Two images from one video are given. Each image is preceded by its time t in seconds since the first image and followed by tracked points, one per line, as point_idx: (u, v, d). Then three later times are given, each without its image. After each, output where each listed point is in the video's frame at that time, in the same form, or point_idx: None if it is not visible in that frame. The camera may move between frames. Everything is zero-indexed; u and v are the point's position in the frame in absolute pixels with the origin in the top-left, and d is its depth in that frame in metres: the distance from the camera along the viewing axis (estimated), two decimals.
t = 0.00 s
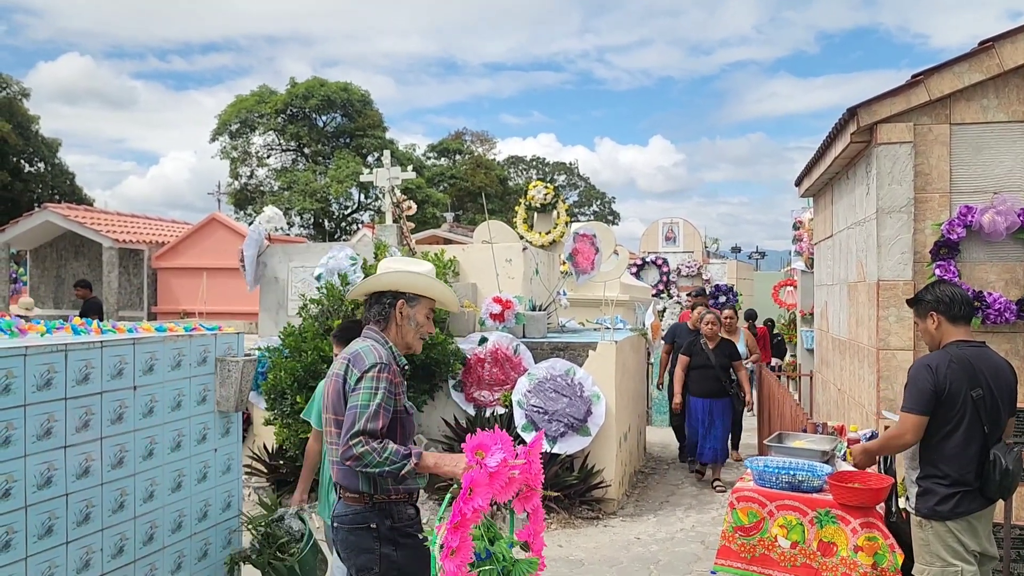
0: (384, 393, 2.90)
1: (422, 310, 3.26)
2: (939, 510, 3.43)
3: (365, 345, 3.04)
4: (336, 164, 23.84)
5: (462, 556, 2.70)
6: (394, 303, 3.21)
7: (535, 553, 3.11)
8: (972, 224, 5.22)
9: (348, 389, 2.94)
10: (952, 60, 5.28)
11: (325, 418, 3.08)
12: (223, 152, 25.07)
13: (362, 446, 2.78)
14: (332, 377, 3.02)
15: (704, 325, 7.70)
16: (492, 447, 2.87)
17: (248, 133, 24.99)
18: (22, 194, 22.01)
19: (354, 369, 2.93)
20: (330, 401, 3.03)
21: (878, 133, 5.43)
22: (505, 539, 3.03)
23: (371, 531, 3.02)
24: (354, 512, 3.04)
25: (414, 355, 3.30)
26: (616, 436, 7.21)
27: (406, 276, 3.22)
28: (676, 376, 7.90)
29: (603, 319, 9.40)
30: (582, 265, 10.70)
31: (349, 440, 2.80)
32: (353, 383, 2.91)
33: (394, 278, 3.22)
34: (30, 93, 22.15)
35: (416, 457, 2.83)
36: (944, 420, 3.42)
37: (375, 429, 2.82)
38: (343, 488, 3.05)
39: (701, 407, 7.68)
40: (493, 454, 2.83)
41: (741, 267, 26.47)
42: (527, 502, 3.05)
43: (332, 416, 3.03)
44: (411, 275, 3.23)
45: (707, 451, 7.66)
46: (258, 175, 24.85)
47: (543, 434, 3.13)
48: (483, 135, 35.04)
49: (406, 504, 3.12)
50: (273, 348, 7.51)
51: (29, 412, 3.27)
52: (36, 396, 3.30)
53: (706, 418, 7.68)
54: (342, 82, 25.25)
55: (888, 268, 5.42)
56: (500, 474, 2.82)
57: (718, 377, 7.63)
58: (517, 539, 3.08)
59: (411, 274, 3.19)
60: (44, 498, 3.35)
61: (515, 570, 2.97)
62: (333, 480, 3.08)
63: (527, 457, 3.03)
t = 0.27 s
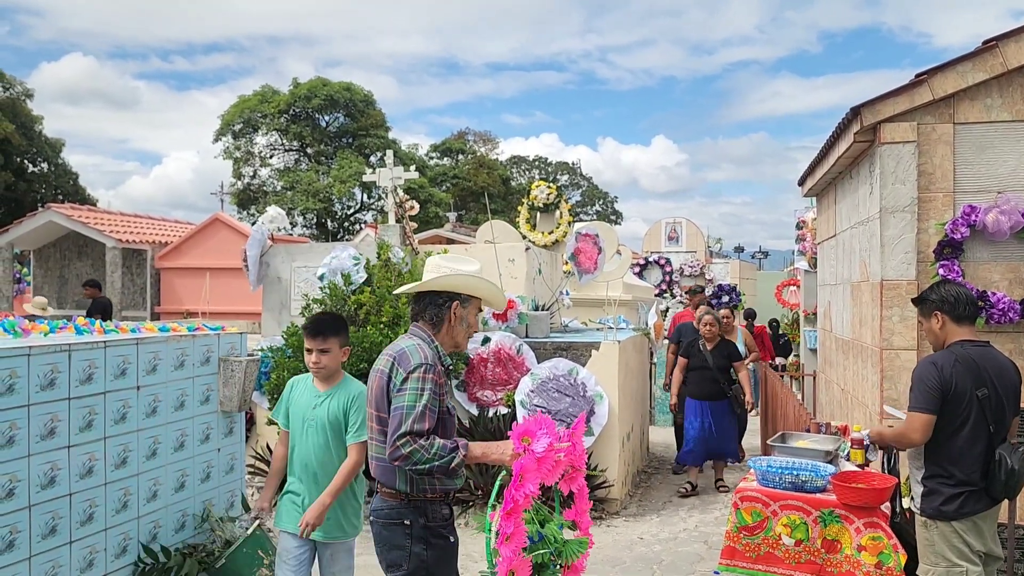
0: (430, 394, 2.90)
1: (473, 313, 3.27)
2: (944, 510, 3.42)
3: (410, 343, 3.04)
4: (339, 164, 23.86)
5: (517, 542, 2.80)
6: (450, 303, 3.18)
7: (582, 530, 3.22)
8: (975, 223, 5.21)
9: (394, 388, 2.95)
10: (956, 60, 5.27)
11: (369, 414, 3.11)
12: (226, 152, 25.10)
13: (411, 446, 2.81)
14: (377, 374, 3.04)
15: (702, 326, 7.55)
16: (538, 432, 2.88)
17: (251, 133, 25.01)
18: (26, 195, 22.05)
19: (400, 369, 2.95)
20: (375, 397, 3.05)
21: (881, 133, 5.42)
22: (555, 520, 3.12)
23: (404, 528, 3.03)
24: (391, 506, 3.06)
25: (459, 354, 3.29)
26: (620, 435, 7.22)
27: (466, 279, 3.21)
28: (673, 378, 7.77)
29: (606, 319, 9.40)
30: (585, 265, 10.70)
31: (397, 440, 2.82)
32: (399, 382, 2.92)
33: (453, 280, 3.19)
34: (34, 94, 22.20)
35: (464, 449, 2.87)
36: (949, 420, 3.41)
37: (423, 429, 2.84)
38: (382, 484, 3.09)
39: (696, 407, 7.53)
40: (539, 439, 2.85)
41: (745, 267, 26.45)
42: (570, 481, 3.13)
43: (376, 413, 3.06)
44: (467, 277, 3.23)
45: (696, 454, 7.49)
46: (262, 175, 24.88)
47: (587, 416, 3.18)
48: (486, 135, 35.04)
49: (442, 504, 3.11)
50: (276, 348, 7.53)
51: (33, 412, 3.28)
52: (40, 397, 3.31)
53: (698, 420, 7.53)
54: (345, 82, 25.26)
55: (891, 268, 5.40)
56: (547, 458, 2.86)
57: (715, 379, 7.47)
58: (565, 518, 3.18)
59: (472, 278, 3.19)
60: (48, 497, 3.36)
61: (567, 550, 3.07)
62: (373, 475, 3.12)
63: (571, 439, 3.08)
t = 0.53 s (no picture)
0: (483, 397, 3.00)
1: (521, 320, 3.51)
2: (948, 509, 3.42)
3: (463, 348, 3.15)
4: (341, 163, 23.86)
5: (575, 529, 3.04)
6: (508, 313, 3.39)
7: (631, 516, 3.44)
8: (977, 222, 5.20)
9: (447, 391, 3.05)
10: (958, 58, 5.26)
11: (420, 416, 3.20)
12: (228, 152, 25.11)
13: (466, 445, 2.90)
14: (430, 376, 3.14)
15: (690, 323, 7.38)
16: (590, 422, 3.11)
17: (253, 132, 25.01)
18: (27, 194, 22.07)
19: (453, 373, 3.05)
20: (427, 400, 3.14)
21: (883, 132, 5.41)
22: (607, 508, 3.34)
23: (450, 526, 3.09)
24: (438, 506, 3.12)
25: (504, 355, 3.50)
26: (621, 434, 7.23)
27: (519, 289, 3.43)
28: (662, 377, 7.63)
29: (608, 318, 9.40)
30: (587, 264, 10.70)
31: (453, 441, 2.91)
32: (453, 386, 3.01)
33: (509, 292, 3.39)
34: (35, 93, 22.21)
35: (518, 444, 2.97)
36: (952, 419, 3.40)
37: (478, 431, 2.93)
38: (430, 484, 3.15)
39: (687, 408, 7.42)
40: (591, 429, 3.10)
41: (746, 266, 26.44)
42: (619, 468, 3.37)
43: (428, 415, 3.15)
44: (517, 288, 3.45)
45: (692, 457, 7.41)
46: (263, 175, 24.88)
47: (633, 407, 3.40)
48: (487, 134, 35.02)
49: (486, 505, 3.17)
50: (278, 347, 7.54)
51: (35, 411, 3.28)
52: (41, 396, 3.31)
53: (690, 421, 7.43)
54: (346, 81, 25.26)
55: (893, 267, 5.40)
56: (599, 446, 3.10)
57: (705, 377, 7.31)
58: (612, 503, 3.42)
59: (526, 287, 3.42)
60: (50, 496, 3.36)
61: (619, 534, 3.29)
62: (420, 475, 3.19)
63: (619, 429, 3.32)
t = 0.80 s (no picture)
0: (538, 387, 2.98)
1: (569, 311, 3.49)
2: (949, 508, 3.42)
3: (516, 341, 3.13)
4: (341, 162, 23.86)
5: (626, 517, 3.12)
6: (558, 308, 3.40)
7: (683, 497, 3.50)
8: (978, 221, 5.19)
9: (502, 381, 3.04)
10: (958, 57, 5.26)
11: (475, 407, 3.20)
12: (228, 151, 25.10)
13: (521, 434, 2.90)
14: (485, 368, 3.13)
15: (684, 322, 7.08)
16: (640, 412, 3.07)
17: (253, 132, 25.02)
18: (28, 194, 22.08)
19: (508, 364, 3.04)
20: (482, 391, 3.13)
21: (883, 130, 5.41)
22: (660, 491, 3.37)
23: (509, 516, 3.09)
24: (496, 496, 3.12)
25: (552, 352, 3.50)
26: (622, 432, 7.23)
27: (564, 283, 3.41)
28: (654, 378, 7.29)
29: (608, 317, 9.40)
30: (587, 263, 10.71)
31: (508, 430, 2.91)
32: (508, 376, 3.01)
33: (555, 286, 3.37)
34: (36, 92, 22.19)
35: (573, 431, 2.94)
36: (954, 418, 3.40)
37: (532, 420, 2.92)
38: (488, 474, 3.14)
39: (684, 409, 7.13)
40: (642, 419, 3.06)
41: (746, 265, 26.43)
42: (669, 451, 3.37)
43: (482, 407, 3.14)
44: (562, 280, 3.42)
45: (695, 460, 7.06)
46: (263, 174, 24.88)
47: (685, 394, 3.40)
48: (488, 133, 35.01)
49: (543, 495, 3.16)
50: (278, 347, 7.55)
51: (36, 410, 3.29)
52: (42, 395, 3.31)
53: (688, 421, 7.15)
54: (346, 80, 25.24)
55: (894, 265, 5.40)
56: (650, 436, 3.08)
57: (700, 378, 6.99)
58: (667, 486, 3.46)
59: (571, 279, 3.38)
60: (51, 495, 3.37)
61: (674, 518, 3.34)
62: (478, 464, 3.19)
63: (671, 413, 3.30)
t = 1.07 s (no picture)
0: (583, 381, 3.04)
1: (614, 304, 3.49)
2: (949, 506, 3.42)
3: (561, 336, 3.20)
4: (342, 161, 23.86)
5: (678, 508, 3.07)
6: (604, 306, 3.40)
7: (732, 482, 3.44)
8: (980, 219, 5.18)
9: (547, 375, 3.10)
10: (959, 55, 5.25)
11: (516, 400, 3.25)
12: (229, 150, 25.11)
13: (568, 426, 2.95)
14: (529, 361, 3.18)
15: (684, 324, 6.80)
16: (684, 403, 3.00)
17: (254, 131, 25.02)
18: (30, 193, 22.11)
19: (554, 358, 3.10)
20: (525, 384, 3.19)
21: (884, 128, 5.40)
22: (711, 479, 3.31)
23: (549, 505, 3.12)
24: (535, 486, 3.15)
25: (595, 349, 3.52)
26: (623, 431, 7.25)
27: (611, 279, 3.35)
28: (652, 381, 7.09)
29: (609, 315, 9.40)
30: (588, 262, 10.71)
31: (555, 422, 2.96)
32: (554, 370, 3.06)
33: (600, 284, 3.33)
34: (37, 92, 22.20)
35: (618, 425, 2.99)
36: (955, 415, 3.40)
37: (579, 413, 2.98)
38: (526, 465, 3.19)
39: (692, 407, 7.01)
40: (687, 410, 2.99)
41: (747, 263, 26.42)
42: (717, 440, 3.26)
43: (524, 399, 3.19)
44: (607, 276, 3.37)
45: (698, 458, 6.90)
46: (264, 173, 24.89)
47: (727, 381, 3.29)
48: (489, 132, 35.00)
49: (581, 483, 3.19)
50: (279, 346, 7.55)
51: (37, 410, 3.29)
52: (43, 394, 3.31)
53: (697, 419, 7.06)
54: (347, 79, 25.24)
55: (895, 264, 5.39)
56: (696, 427, 3.00)
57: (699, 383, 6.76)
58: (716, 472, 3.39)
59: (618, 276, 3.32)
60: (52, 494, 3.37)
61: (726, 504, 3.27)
62: (517, 455, 3.24)
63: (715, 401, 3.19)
